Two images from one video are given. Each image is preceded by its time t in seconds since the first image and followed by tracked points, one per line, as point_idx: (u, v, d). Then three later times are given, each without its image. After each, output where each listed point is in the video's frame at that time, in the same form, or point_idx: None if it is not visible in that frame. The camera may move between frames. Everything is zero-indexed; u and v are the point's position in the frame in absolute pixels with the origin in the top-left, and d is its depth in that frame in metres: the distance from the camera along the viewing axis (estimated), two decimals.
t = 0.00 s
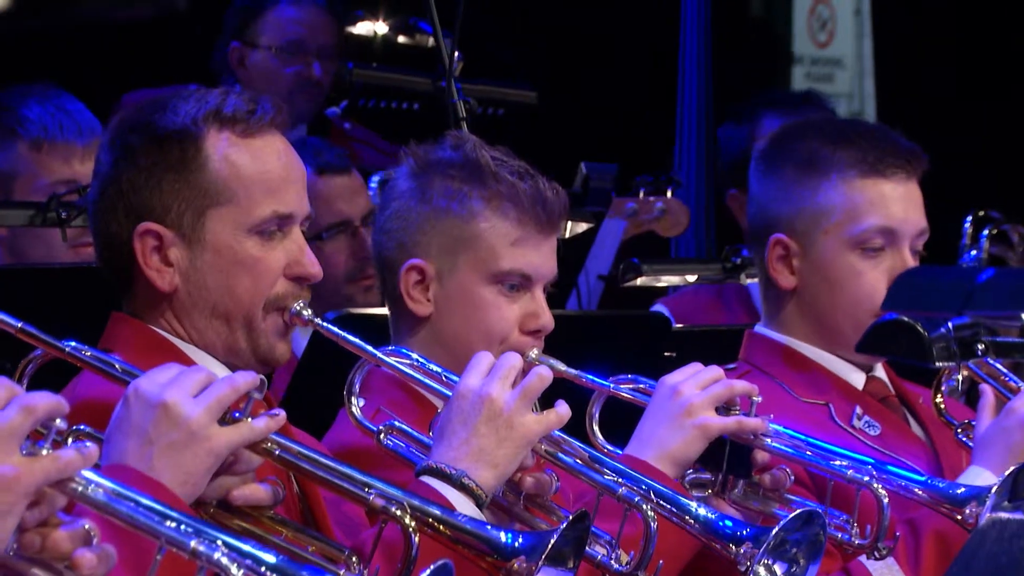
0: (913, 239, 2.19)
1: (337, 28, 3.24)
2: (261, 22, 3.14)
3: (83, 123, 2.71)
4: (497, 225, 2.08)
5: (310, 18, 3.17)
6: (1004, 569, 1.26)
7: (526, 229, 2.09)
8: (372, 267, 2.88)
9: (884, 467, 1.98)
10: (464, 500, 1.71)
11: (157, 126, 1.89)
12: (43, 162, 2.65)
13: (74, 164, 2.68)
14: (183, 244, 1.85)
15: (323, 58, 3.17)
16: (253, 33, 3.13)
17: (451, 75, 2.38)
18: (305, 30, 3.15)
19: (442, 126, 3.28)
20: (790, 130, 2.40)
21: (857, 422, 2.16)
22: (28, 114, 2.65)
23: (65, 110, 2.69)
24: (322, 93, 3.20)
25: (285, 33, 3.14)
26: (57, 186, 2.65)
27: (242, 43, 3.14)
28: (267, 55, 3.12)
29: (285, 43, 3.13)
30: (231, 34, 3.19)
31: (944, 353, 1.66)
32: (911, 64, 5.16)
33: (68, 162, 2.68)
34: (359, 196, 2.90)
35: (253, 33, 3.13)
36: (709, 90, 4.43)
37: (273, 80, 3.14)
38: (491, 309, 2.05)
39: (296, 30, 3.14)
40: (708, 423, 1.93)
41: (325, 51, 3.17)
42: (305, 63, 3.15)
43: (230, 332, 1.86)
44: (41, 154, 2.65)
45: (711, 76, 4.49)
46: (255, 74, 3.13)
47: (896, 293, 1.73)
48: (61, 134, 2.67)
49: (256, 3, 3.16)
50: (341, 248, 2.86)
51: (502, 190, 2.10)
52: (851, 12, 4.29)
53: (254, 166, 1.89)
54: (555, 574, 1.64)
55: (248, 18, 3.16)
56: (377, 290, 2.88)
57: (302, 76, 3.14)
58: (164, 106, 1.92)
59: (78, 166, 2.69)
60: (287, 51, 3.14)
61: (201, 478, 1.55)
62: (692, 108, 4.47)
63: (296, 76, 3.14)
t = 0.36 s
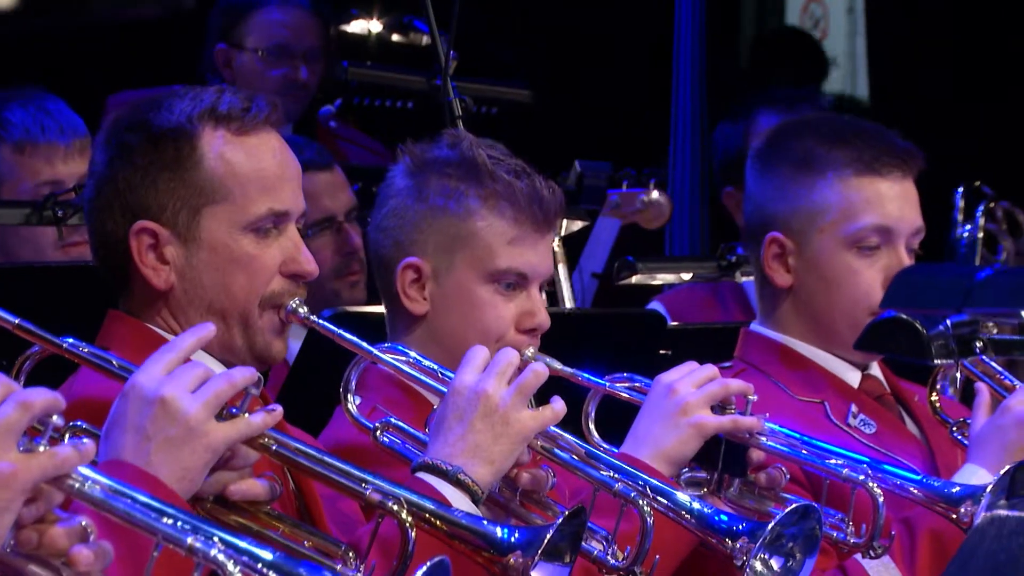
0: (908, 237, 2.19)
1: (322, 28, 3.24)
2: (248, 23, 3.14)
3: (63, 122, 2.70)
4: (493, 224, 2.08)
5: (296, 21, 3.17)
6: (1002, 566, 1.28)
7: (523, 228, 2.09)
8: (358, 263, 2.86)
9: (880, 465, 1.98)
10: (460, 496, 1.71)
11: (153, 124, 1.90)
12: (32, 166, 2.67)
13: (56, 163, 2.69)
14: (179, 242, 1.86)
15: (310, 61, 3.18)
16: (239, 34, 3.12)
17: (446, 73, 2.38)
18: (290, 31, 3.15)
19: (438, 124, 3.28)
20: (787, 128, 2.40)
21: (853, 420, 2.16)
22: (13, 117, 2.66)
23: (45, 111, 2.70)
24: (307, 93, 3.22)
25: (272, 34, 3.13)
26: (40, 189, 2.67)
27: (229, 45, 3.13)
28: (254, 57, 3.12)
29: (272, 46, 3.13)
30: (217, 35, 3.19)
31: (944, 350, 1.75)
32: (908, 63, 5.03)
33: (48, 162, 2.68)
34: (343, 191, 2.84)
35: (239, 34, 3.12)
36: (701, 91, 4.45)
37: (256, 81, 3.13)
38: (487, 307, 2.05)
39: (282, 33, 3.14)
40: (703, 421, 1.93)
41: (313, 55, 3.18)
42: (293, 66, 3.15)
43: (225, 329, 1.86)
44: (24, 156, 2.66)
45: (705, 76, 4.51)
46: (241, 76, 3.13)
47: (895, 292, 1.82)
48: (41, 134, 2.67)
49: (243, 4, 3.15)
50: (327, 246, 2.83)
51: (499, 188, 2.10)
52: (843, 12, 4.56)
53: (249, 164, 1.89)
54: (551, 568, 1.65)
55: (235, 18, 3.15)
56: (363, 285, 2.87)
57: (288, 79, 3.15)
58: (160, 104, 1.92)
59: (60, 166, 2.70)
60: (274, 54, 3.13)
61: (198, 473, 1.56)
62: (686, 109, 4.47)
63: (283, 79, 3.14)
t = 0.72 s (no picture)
0: (900, 234, 2.19)
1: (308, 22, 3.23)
2: (232, 15, 3.12)
3: (62, 125, 2.71)
4: (485, 220, 2.08)
5: (279, 10, 3.16)
6: (993, 560, 1.19)
7: (514, 225, 2.09)
8: (344, 262, 2.85)
9: (870, 461, 1.99)
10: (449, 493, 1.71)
11: (144, 120, 1.89)
12: (28, 165, 2.67)
13: (55, 166, 2.69)
14: (169, 238, 1.86)
15: (296, 51, 3.18)
16: (224, 25, 3.11)
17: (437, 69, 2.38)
18: (275, 21, 3.14)
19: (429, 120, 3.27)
20: (780, 123, 2.40)
21: (843, 416, 2.16)
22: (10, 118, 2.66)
23: (43, 113, 2.70)
24: (291, 83, 3.21)
25: (258, 24, 3.13)
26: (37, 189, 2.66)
27: (213, 35, 3.12)
28: (240, 48, 3.10)
29: (257, 35, 3.12)
30: (201, 25, 3.17)
31: (933, 346, 1.75)
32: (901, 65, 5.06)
33: (43, 163, 2.68)
34: (331, 189, 2.83)
35: (224, 25, 3.11)
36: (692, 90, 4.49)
37: (242, 71, 3.11)
38: (477, 304, 2.05)
39: (266, 21, 3.13)
40: (693, 417, 1.93)
41: (296, 41, 3.18)
42: (278, 54, 3.14)
43: (216, 326, 1.86)
44: (23, 157, 2.67)
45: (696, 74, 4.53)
46: (226, 67, 3.11)
47: (887, 285, 1.80)
48: (40, 137, 2.68)
49: None
50: (313, 243, 2.81)
51: (491, 185, 2.10)
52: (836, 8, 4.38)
53: (240, 161, 1.89)
54: (539, 567, 1.64)
55: (221, 12, 3.14)
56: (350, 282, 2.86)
57: (274, 66, 3.14)
58: (151, 100, 1.92)
59: (57, 168, 2.70)
60: (259, 43, 3.12)
61: (186, 469, 1.56)
62: (676, 107, 4.49)
63: (268, 67, 3.13)
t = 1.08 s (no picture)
0: (892, 236, 2.18)
1: (299, 22, 3.23)
2: (222, 13, 3.12)
3: (59, 123, 2.71)
4: (476, 222, 2.08)
5: (271, 8, 3.16)
6: (985, 563, 1.20)
7: (506, 227, 2.09)
8: (326, 260, 2.83)
9: (861, 464, 1.99)
10: (441, 496, 1.72)
11: (135, 123, 1.89)
12: (23, 162, 2.66)
13: (51, 164, 2.69)
14: (161, 240, 1.86)
15: (286, 48, 3.18)
16: (214, 22, 3.11)
17: (428, 70, 2.38)
18: (267, 20, 3.14)
19: (421, 120, 3.27)
20: (771, 125, 2.40)
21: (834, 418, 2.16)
22: (8, 116, 2.66)
23: (42, 111, 2.70)
24: (282, 83, 3.20)
25: (248, 22, 3.13)
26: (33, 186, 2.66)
27: (204, 33, 3.12)
28: (230, 45, 3.11)
29: (246, 33, 3.12)
30: (191, 23, 3.17)
31: (925, 347, 1.74)
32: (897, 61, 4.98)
33: (41, 160, 2.68)
34: (311, 187, 2.77)
35: (215, 22, 3.11)
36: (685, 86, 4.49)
37: (233, 70, 3.12)
38: (469, 306, 2.05)
39: (258, 19, 3.13)
40: (685, 420, 1.93)
41: (286, 39, 3.18)
42: (268, 52, 3.14)
43: (208, 329, 1.86)
44: (19, 154, 2.66)
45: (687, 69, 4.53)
46: (217, 67, 3.11)
47: (879, 286, 1.81)
48: (37, 135, 2.67)
49: None
50: (296, 243, 2.78)
51: (482, 187, 2.10)
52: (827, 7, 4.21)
53: (232, 163, 1.89)
54: (531, 571, 1.64)
55: (210, 9, 3.13)
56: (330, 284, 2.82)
57: (263, 64, 3.13)
58: (143, 103, 1.92)
59: (54, 166, 2.70)
60: (250, 41, 3.12)
61: (177, 472, 1.56)
62: (669, 106, 4.50)
63: (257, 65, 3.13)
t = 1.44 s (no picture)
0: (880, 236, 2.19)
1: (288, 23, 3.23)
2: (212, 14, 3.12)
3: (41, 129, 2.69)
4: (465, 223, 2.08)
5: (260, 10, 3.15)
6: (973, 563, 1.30)
7: (495, 227, 2.09)
8: (306, 256, 2.77)
9: (850, 464, 2.00)
10: (430, 498, 1.72)
11: (125, 123, 1.89)
12: (6, 168, 2.65)
13: (32, 171, 2.67)
14: (150, 241, 1.85)
15: (275, 51, 3.17)
16: (205, 24, 3.11)
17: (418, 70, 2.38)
18: (256, 22, 3.13)
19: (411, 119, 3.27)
20: (760, 125, 2.40)
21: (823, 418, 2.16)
22: None
23: (23, 119, 2.70)
24: (271, 86, 3.20)
25: (237, 25, 3.12)
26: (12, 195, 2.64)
27: (194, 34, 3.12)
28: (220, 47, 3.10)
29: (236, 36, 3.12)
30: (181, 24, 3.17)
31: (913, 348, 1.78)
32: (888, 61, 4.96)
33: (23, 166, 2.66)
34: (289, 184, 2.72)
35: (205, 25, 3.11)
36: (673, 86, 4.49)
37: (223, 73, 3.12)
38: (458, 307, 2.05)
39: (247, 22, 3.13)
40: (674, 420, 1.93)
41: (276, 43, 3.17)
42: (257, 55, 3.14)
43: (196, 329, 1.86)
44: None
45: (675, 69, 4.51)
46: (207, 68, 3.11)
47: (868, 288, 1.82)
48: (19, 141, 2.66)
49: None
50: (274, 241, 2.73)
51: (471, 188, 2.10)
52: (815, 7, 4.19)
53: (221, 164, 1.88)
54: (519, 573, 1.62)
55: (200, 10, 3.13)
56: (314, 274, 2.78)
57: (253, 68, 3.13)
58: (132, 103, 1.92)
59: (36, 173, 2.67)
60: (240, 44, 3.12)
61: (166, 473, 1.55)
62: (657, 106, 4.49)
63: (247, 68, 3.13)
